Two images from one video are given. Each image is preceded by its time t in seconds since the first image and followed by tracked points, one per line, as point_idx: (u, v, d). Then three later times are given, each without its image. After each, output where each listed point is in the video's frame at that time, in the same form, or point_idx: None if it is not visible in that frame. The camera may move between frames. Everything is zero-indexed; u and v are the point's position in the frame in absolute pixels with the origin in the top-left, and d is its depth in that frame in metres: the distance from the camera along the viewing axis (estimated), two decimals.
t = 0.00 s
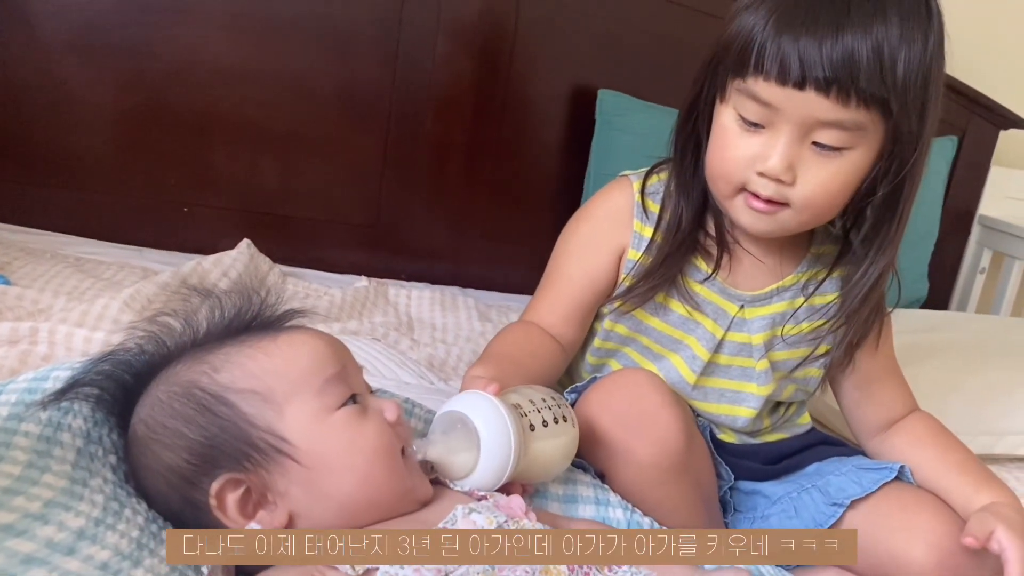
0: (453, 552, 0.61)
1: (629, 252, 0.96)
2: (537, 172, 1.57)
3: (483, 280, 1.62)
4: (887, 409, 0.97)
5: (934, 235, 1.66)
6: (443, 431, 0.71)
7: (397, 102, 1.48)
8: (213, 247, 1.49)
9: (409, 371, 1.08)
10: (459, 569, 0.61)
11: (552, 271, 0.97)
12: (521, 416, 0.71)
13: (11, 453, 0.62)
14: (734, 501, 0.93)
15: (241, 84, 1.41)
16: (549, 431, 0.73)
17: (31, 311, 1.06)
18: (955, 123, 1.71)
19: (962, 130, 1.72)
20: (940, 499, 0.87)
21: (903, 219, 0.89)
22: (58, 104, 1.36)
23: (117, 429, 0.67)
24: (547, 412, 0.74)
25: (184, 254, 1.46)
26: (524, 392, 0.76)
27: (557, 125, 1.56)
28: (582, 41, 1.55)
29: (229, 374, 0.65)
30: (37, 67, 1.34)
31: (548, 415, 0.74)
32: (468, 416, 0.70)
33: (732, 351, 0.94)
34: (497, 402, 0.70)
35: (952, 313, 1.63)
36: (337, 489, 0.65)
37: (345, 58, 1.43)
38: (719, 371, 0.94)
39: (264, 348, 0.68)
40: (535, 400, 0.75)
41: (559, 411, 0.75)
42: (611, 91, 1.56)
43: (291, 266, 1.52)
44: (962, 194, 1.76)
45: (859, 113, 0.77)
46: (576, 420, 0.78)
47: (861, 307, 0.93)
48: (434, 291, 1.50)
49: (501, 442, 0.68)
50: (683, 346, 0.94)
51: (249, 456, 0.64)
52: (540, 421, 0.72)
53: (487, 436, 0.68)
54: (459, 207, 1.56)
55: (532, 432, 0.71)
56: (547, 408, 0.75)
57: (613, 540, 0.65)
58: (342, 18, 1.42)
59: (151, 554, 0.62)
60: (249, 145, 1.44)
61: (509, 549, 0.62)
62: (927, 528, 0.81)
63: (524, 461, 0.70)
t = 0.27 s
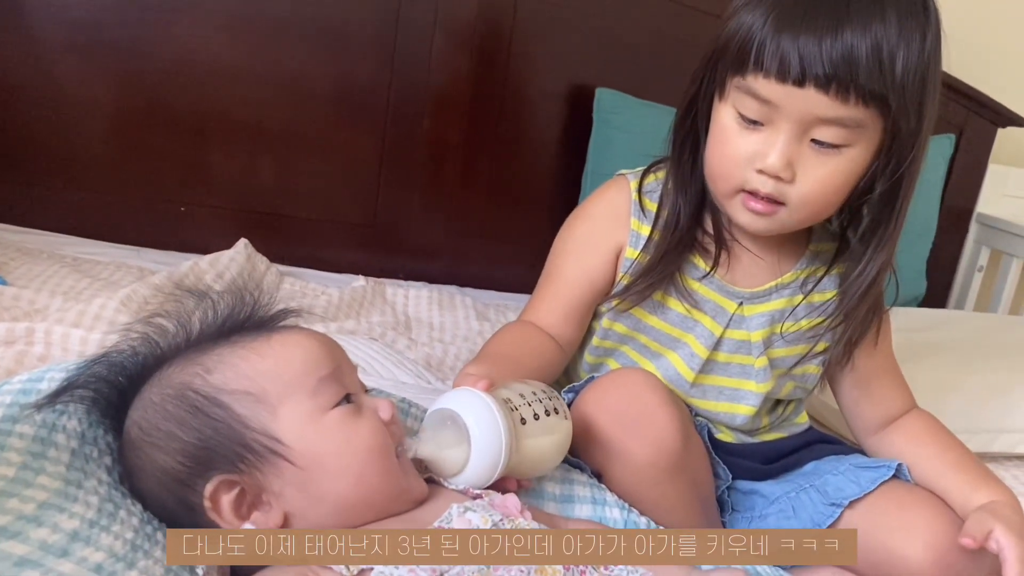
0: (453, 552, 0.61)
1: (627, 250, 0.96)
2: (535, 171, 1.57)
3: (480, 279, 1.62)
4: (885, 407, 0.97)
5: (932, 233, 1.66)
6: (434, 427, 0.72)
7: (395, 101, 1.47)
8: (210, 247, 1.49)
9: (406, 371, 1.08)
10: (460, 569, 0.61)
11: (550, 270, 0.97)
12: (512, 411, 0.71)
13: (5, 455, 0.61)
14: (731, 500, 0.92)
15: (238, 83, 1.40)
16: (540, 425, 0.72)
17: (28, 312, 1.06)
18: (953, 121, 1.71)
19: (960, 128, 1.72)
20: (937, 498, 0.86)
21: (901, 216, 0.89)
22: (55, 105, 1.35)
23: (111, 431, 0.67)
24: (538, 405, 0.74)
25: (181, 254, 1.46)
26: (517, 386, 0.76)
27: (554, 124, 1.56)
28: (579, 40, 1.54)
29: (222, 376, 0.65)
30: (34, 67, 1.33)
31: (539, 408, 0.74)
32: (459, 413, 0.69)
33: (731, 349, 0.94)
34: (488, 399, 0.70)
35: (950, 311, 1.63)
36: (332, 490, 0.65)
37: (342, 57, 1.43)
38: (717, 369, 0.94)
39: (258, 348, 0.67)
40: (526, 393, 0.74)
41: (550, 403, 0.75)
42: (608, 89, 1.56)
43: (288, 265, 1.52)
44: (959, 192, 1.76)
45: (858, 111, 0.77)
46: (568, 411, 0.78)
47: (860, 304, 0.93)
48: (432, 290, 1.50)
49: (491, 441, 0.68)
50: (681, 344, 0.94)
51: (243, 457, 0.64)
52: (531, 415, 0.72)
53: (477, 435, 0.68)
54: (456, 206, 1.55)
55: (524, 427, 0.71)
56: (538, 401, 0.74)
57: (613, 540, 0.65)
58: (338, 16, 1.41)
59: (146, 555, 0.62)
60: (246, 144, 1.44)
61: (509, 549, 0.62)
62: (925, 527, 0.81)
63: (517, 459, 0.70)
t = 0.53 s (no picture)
0: (453, 552, 0.61)
1: (625, 247, 0.96)
2: (534, 169, 1.57)
3: (480, 277, 1.62)
4: (883, 403, 0.97)
5: (931, 230, 1.66)
6: (431, 421, 0.72)
7: (394, 99, 1.47)
8: (210, 245, 1.49)
9: (405, 368, 1.09)
10: (461, 569, 0.61)
11: (549, 268, 0.97)
12: (507, 400, 0.71)
13: (5, 452, 0.63)
14: (731, 497, 0.92)
15: (236, 81, 1.40)
16: (537, 413, 0.73)
17: (28, 310, 1.06)
18: (951, 118, 1.71)
19: (958, 125, 1.72)
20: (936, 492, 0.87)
21: (898, 210, 0.89)
22: (54, 104, 1.36)
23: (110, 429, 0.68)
24: (533, 392, 0.74)
25: (181, 253, 1.46)
26: (513, 375, 0.76)
27: (553, 122, 1.56)
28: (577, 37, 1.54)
29: (220, 374, 0.65)
30: (33, 66, 1.33)
31: (535, 395, 0.74)
32: (453, 406, 0.70)
33: (730, 345, 0.94)
34: (482, 390, 0.70)
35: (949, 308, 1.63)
36: (331, 486, 0.66)
37: (341, 56, 1.43)
38: (716, 365, 0.94)
39: (255, 346, 0.67)
40: (521, 381, 0.75)
41: (544, 389, 0.75)
42: (607, 87, 1.56)
43: (287, 264, 1.52)
44: (958, 189, 1.76)
45: (856, 104, 0.77)
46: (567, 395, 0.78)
47: (858, 299, 0.93)
48: (431, 288, 1.51)
49: (488, 432, 0.68)
50: (680, 340, 0.94)
51: (242, 455, 0.64)
52: (527, 403, 0.72)
53: (472, 428, 0.68)
54: (455, 204, 1.56)
55: (520, 415, 0.71)
56: (533, 387, 0.75)
57: (613, 539, 0.65)
58: (337, 14, 1.41)
59: (145, 553, 0.63)
60: (245, 143, 1.44)
61: (509, 549, 0.62)
62: (924, 522, 0.81)
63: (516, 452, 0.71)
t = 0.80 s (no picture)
0: (452, 552, 0.61)
1: (626, 248, 0.96)
2: (533, 166, 1.57)
3: (479, 275, 1.62)
4: (883, 400, 0.97)
5: (930, 228, 1.66)
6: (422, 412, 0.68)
7: (393, 97, 1.47)
8: (209, 244, 1.49)
9: (405, 366, 1.09)
10: (461, 569, 0.61)
11: (549, 269, 0.97)
12: (492, 375, 0.70)
13: (4, 450, 0.63)
14: (731, 494, 0.92)
15: (236, 79, 1.40)
16: (527, 384, 0.71)
17: (27, 308, 1.06)
18: (951, 115, 1.71)
19: (958, 122, 1.72)
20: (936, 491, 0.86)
21: (897, 203, 0.89)
22: (53, 102, 1.35)
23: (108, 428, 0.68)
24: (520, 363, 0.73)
25: (180, 251, 1.46)
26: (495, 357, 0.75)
27: (553, 120, 1.55)
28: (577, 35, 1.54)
29: (218, 372, 0.65)
30: (32, 64, 1.33)
31: (522, 366, 0.72)
32: (444, 393, 0.68)
33: (731, 343, 0.94)
34: (471, 372, 0.68)
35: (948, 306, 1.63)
36: (329, 486, 0.65)
37: (340, 53, 1.43)
38: (717, 363, 0.94)
39: (252, 345, 0.67)
40: (505, 357, 0.73)
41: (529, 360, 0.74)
42: (606, 84, 1.55)
43: (287, 262, 1.52)
44: (957, 187, 1.76)
45: (856, 98, 0.77)
46: (556, 364, 0.77)
47: (858, 293, 0.93)
48: (431, 286, 1.50)
49: (484, 408, 0.66)
50: (681, 339, 0.94)
51: (240, 453, 0.64)
52: (514, 374, 0.71)
53: (468, 408, 0.66)
54: (455, 202, 1.55)
55: (509, 386, 0.70)
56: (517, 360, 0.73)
57: (613, 539, 0.66)
58: (336, 12, 1.41)
59: (145, 551, 0.63)
60: (244, 141, 1.44)
61: (509, 549, 0.62)
62: (924, 520, 0.81)
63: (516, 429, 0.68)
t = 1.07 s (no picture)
0: (452, 552, 0.61)
1: (626, 248, 0.96)
2: (533, 165, 1.57)
3: (478, 273, 1.62)
4: (882, 399, 0.98)
5: (929, 227, 1.66)
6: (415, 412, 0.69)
7: (393, 95, 1.47)
8: (208, 242, 1.49)
9: (404, 364, 1.09)
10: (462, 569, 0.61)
11: (549, 271, 0.97)
12: (491, 382, 0.71)
13: (3, 449, 0.63)
14: (730, 493, 0.92)
15: (235, 77, 1.40)
16: (527, 396, 0.71)
17: (26, 306, 1.06)
18: (950, 114, 1.71)
19: (958, 121, 1.72)
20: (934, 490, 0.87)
21: (896, 199, 0.89)
22: (52, 100, 1.35)
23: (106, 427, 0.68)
24: (523, 374, 0.73)
25: (179, 249, 1.46)
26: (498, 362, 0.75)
27: (552, 118, 1.55)
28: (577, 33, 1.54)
29: (215, 370, 0.65)
30: (31, 62, 1.33)
31: (524, 377, 0.73)
32: (439, 394, 0.69)
33: (731, 343, 0.94)
34: (469, 378, 0.69)
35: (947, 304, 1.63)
36: (329, 480, 0.65)
37: (339, 51, 1.43)
38: (716, 364, 0.94)
39: (249, 342, 0.67)
40: (509, 366, 0.74)
41: (533, 371, 0.74)
42: (606, 82, 1.55)
43: (285, 260, 1.52)
44: (956, 186, 1.76)
45: (855, 95, 0.77)
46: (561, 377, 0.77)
47: (857, 292, 0.93)
48: (430, 284, 1.50)
49: (477, 417, 0.67)
50: (680, 339, 0.94)
51: (239, 450, 0.64)
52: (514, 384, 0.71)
53: (460, 415, 0.67)
54: (454, 200, 1.55)
55: (507, 395, 0.70)
56: (520, 369, 0.74)
57: (613, 540, 0.66)
58: (336, 10, 1.41)
59: (144, 550, 0.63)
60: (244, 139, 1.44)
61: (509, 549, 0.62)
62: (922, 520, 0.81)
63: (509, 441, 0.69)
